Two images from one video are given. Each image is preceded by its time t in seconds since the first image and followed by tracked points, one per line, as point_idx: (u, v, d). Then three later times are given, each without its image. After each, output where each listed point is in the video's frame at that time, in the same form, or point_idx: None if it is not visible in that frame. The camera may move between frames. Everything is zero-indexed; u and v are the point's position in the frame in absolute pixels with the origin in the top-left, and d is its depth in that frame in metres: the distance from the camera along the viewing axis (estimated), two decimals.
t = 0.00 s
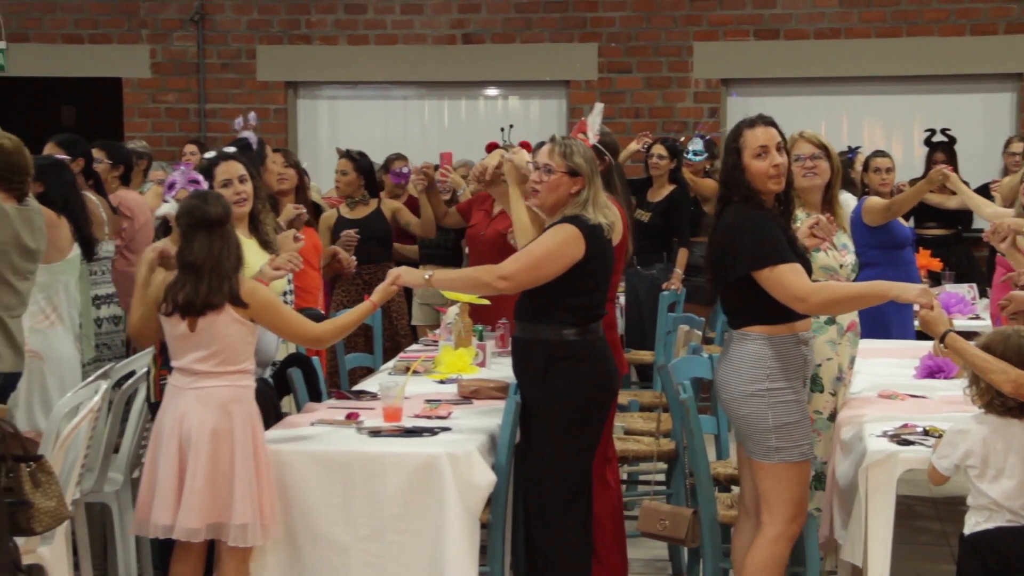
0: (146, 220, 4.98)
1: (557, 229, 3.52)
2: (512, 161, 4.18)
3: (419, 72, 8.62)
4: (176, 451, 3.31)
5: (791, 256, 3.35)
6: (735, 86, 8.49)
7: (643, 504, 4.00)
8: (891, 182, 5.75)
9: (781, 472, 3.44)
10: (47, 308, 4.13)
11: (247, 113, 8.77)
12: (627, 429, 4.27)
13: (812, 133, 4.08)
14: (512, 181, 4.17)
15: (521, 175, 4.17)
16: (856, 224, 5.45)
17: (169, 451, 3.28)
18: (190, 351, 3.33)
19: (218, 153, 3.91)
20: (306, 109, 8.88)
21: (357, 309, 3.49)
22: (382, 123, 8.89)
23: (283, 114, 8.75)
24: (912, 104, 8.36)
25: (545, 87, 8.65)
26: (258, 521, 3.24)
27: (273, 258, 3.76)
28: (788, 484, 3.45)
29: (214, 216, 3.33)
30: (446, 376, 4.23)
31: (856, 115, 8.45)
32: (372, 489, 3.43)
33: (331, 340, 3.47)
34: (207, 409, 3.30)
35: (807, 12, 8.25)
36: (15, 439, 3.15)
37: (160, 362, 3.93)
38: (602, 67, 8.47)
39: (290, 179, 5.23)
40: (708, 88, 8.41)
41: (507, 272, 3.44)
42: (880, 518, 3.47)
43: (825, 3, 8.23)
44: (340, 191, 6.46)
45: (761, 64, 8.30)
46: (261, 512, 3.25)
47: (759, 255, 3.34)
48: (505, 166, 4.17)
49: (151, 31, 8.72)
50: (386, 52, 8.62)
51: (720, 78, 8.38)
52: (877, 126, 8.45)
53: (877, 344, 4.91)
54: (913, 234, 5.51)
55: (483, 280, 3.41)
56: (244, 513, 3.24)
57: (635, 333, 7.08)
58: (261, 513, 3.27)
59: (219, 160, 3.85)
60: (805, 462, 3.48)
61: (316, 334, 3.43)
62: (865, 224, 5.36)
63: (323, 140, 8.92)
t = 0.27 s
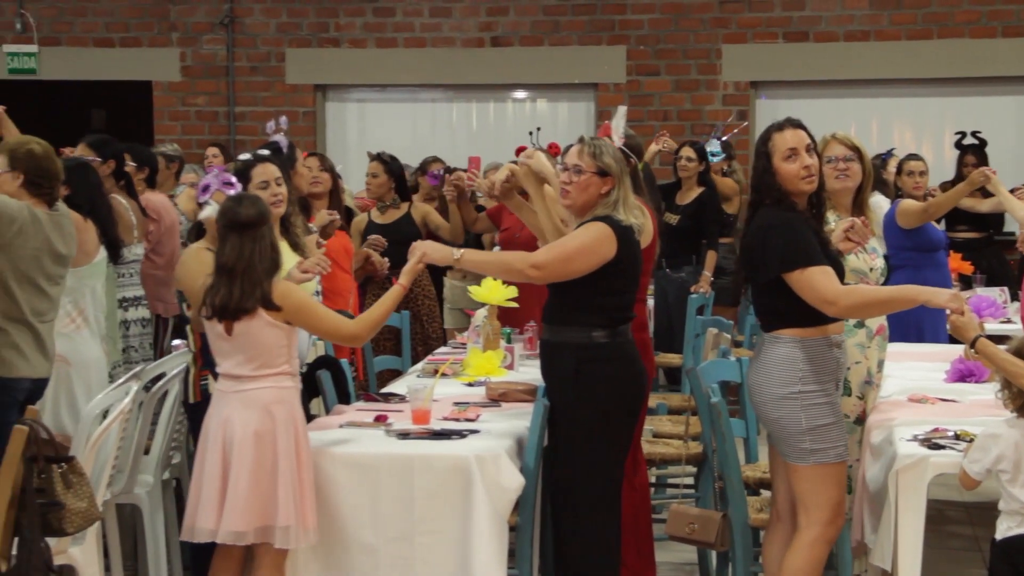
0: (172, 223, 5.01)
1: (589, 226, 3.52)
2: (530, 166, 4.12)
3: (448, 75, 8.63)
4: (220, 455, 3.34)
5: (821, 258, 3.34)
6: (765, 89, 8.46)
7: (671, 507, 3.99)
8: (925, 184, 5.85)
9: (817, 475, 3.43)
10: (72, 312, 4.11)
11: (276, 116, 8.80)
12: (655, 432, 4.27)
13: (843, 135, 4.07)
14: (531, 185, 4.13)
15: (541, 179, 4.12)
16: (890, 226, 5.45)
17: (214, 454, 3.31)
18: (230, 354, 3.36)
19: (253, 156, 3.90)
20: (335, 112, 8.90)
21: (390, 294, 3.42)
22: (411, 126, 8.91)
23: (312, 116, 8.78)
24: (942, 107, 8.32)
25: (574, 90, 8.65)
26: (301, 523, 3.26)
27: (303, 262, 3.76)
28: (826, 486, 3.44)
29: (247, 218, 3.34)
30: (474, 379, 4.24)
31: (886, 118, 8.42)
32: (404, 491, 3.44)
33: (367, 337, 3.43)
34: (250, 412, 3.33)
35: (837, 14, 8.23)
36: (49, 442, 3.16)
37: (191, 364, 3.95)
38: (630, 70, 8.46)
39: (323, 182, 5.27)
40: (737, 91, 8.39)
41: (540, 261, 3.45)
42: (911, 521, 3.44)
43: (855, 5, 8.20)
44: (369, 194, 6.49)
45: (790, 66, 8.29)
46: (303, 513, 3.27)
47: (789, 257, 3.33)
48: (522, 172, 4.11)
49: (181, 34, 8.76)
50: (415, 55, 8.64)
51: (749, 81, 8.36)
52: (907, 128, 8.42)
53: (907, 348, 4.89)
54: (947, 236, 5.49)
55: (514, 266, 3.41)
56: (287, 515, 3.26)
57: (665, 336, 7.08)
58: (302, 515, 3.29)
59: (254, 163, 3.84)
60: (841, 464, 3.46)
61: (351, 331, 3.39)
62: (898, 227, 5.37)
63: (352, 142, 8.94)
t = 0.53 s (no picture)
0: (204, 225, 5.04)
1: (624, 227, 3.53)
2: (559, 167, 4.13)
3: (480, 77, 8.64)
4: (267, 460, 3.36)
5: (857, 259, 3.32)
6: (798, 90, 8.44)
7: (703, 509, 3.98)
8: (961, 186, 5.81)
9: (854, 478, 3.42)
10: (103, 313, 4.11)
11: (309, 117, 8.83)
12: (688, 434, 4.26)
13: (877, 137, 4.09)
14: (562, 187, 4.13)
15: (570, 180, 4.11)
16: (926, 228, 5.44)
17: (261, 460, 3.33)
18: (272, 358, 3.38)
19: (292, 156, 3.98)
20: (367, 114, 8.92)
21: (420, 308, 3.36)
22: (443, 127, 8.91)
23: (344, 118, 8.80)
24: (977, 107, 8.28)
25: (606, 91, 8.65)
26: (347, 526, 3.27)
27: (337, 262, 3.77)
28: (859, 489, 3.42)
29: (282, 221, 3.36)
30: (506, 380, 4.24)
31: (920, 119, 8.39)
32: (438, 492, 3.44)
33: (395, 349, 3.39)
34: (294, 416, 3.34)
35: (871, 15, 8.20)
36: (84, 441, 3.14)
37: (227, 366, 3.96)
38: (662, 71, 8.45)
39: (360, 183, 5.29)
40: (770, 92, 8.37)
41: (574, 261, 3.44)
42: (945, 526, 3.40)
43: (890, 6, 8.17)
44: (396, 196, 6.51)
45: (824, 67, 8.27)
46: (348, 516, 3.28)
47: (824, 259, 3.32)
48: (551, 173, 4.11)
49: (215, 36, 8.80)
50: (447, 56, 8.65)
51: (782, 82, 8.34)
52: (942, 129, 8.38)
53: (941, 349, 4.87)
54: (983, 238, 5.47)
55: (549, 267, 3.41)
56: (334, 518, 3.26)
57: (697, 338, 7.07)
58: (347, 518, 3.30)
59: (295, 164, 3.93)
60: (878, 467, 3.45)
61: (378, 343, 3.36)
62: (934, 228, 5.36)
63: (384, 144, 8.96)
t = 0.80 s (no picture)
0: (237, 226, 5.06)
1: (656, 234, 3.52)
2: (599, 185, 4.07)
3: (513, 77, 8.64)
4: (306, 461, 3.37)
5: (892, 261, 3.30)
6: (832, 90, 8.41)
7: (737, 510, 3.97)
8: (996, 186, 5.79)
9: (887, 481, 3.40)
10: (138, 312, 4.12)
11: (343, 118, 8.86)
12: (721, 435, 4.25)
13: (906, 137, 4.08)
14: (603, 198, 4.10)
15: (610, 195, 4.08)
16: (961, 229, 5.42)
17: (300, 461, 3.34)
18: (309, 359, 3.39)
19: (331, 157, 3.99)
20: (400, 114, 8.93)
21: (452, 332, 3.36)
22: (476, 127, 8.91)
23: (378, 118, 8.82)
24: (1014, 107, 8.22)
25: (640, 92, 8.65)
26: (384, 527, 3.27)
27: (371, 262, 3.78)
28: (884, 492, 3.41)
29: (322, 225, 3.37)
30: (538, 381, 4.24)
31: (957, 119, 8.34)
32: (472, 493, 3.44)
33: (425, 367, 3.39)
34: (332, 417, 3.35)
35: (908, 15, 8.16)
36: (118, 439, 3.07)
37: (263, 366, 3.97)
38: (696, 71, 8.44)
39: (390, 183, 5.31)
40: (804, 92, 8.35)
41: (606, 275, 3.42)
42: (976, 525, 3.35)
43: (926, 5, 8.13)
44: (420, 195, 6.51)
45: (859, 67, 8.24)
46: (384, 517, 3.28)
47: (859, 260, 3.31)
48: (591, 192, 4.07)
49: (249, 36, 8.83)
50: (480, 56, 8.65)
51: (817, 82, 8.32)
52: (979, 129, 8.33)
53: (976, 351, 4.85)
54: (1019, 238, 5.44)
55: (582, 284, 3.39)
56: (371, 519, 3.27)
57: (731, 338, 7.06)
58: (385, 519, 3.30)
59: (334, 164, 3.94)
60: (910, 470, 3.44)
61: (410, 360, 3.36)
62: (969, 229, 5.34)
63: (416, 144, 8.96)
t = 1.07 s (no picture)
0: (272, 227, 5.09)
1: (691, 240, 3.50)
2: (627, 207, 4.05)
3: (544, 78, 8.64)
4: (335, 460, 3.37)
5: (926, 264, 3.29)
6: (866, 90, 8.38)
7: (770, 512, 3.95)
8: None
9: (917, 485, 3.38)
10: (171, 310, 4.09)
11: (375, 118, 8.87)
12: (754, 437, 4.24)
13: (941, 138, 4.07)
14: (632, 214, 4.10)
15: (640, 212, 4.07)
16: (995, 230, 5.40)
17: (329, 460, 3.34)
18: (338, 359, 3.39)
19: (363, 157, 4.00)
20: (432, 114, 8.94)
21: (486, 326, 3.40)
22: (507, 127, 8.92)
23: (410, 119, 8.84)
24: None
25: (672, 92, 8.63)
26: (421, 526, 3.28)
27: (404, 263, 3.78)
28: (912, 496, 3.38)
29: (357, 224, 3.37)
30: (570, 382, 4.24)
31: (992, 119, 8.29)
32: (503, 494, 3.43)
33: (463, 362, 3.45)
34: (362, 416, 3.35)
35: (942, 14, 8.12)
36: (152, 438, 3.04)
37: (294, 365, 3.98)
38: (729, 71, 8.41)
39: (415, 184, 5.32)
40: (838, 92, 8.32)
41: (641, 282, 3.43)
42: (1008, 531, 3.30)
43: (961, 5, 8.08)
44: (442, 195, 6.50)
45: (893, 67, 8.20)
46: (420, 516, 3.30)
47: (893, 264, 3.29)
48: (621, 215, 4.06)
49: (282, 38, 8.86)
50: (511, 56, 8.65)
51: (850, 82, 8.29)
52: (1014, 130, 8.27)
53: (1012, 352, 4.81)
54: None
55: (618, 290, 3.40)
56: (407, 518, 3.28)
57: (763, 340, 7.05)
58: (419, 518, 3.31)
59: (367, 163, 3.95)
60: (941, 475, 3.41)
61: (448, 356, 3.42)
62: (1003, 230, 5.31)
63: (447, 144, 8.98)
